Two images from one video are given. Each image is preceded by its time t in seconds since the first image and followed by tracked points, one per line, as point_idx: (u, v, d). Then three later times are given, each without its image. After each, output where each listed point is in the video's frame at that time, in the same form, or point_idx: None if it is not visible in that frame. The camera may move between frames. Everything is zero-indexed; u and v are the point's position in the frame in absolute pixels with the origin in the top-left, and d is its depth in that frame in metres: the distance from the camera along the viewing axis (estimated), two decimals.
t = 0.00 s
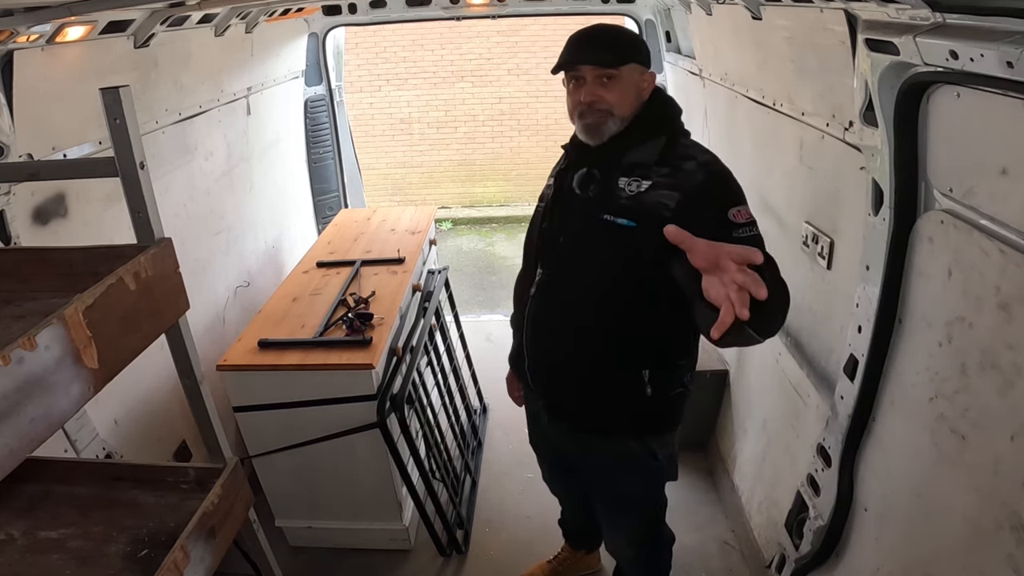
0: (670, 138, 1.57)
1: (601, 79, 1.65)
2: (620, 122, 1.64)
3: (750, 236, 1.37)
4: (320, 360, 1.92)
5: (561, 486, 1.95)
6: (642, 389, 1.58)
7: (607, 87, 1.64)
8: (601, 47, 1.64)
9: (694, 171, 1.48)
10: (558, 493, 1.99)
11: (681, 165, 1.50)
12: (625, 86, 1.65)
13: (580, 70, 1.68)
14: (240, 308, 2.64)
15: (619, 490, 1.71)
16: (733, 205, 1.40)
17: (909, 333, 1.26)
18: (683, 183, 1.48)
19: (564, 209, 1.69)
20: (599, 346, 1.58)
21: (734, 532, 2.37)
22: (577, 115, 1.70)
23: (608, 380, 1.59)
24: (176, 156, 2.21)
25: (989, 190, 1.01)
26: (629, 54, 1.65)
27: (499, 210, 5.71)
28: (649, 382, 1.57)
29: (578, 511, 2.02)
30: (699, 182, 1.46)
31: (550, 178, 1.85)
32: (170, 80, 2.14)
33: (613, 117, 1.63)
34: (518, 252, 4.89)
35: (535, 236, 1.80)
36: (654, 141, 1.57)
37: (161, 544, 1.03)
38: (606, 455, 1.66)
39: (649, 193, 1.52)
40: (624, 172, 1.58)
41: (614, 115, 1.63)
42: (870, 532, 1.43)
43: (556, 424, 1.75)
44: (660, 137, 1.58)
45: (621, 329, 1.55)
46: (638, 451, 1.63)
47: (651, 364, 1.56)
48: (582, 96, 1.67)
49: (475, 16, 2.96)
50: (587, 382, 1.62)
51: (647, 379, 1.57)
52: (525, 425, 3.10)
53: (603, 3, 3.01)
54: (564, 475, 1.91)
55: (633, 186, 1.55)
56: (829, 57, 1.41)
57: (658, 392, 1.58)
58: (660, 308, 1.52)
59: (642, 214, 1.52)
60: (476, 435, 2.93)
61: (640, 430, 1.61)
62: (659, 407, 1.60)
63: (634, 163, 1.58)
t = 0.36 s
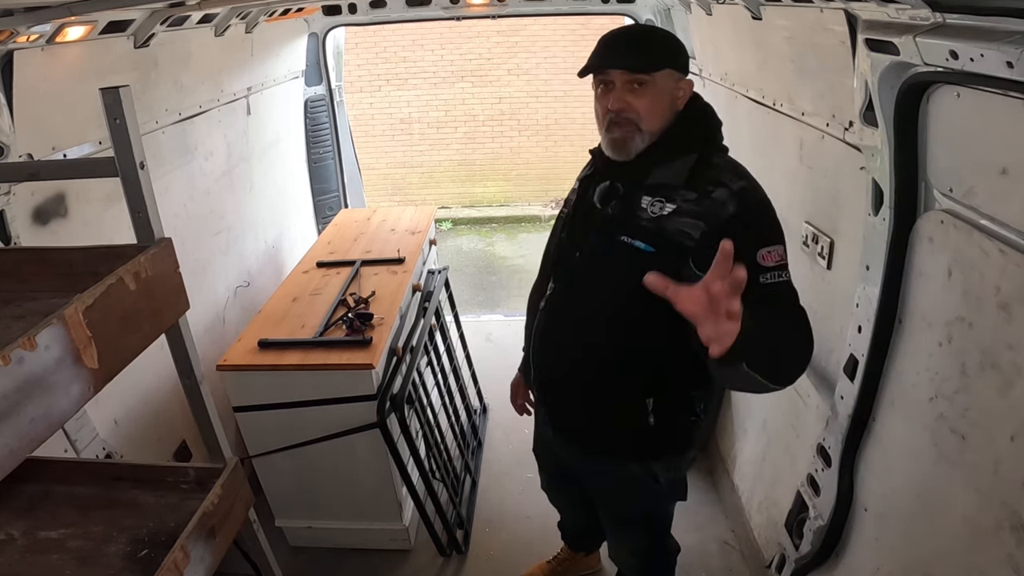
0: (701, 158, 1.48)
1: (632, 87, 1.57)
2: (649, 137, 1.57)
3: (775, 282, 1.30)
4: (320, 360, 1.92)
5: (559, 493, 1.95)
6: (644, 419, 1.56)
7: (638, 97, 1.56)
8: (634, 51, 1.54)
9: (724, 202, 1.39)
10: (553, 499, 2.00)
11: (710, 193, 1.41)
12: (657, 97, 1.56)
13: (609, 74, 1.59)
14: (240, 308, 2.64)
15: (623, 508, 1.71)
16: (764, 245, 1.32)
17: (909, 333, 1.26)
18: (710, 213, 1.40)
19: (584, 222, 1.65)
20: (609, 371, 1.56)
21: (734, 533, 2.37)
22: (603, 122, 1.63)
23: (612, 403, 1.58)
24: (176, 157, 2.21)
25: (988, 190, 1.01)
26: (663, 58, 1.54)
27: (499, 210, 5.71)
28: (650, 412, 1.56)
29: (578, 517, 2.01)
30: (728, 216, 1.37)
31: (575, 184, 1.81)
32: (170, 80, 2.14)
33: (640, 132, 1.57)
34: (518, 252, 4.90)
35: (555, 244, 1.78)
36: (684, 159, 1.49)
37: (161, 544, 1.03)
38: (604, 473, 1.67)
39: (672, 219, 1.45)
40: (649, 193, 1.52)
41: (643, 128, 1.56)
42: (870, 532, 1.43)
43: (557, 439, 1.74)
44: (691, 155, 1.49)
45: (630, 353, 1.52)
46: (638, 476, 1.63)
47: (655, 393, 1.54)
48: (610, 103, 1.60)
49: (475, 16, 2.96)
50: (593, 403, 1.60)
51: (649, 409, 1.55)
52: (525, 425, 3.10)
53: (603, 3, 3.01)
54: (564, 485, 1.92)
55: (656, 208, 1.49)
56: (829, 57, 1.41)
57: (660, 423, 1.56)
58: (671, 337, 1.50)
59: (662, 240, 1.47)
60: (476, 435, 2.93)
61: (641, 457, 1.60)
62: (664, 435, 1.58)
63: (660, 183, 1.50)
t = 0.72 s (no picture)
0: (713, 172, 1.35)
1: (621, 97, 1.44)
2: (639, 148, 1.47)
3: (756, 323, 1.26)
4: (320, 360, 1.92)
5: (564, 498, 1.93)
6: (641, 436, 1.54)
7: (628, 108, 1.44)
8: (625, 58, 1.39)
9: (723, 232, 1.29)
10: (553, 505, 1.97)
11: (711, 219, 1.30)
12: (648, 108, 1.42)
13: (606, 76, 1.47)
14: (240, 308, 2.64)
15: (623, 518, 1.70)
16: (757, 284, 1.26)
17: (910, 333, 1.26)
18: (707, 243, 1.29)
19: (593, 226, 1.56)
20: (608, 389, 1.51)
21: (734, 532, 2.37)
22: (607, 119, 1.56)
23: (608, 418, 1.55)
24: (176, 157, 2.21)
25: (988, 190, 1.01)
26: (656, 64, 1.37)
27: (499, 210, 5.72)
28: (651, 430, 1.53)
29: (574, 519, 1.98)
30: (725, 248, 1.28)
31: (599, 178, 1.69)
32: (170, 80, 2.14)
33: (628, 142, 1.48)
34: (518, 252, 4.90)
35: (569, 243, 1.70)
36: (694, 175, 1.36)
37: (161, 544, 1.03)
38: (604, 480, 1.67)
39: (669, 241, 1.34)
40: (653, 208, 1.39)
41: (633, 139, 1.47)
42: (870, 532, 1.43)
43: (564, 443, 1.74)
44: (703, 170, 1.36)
45: (628, 374, 1.47)
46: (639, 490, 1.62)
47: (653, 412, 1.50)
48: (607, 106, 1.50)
49: (475, 16, 2.96)
50: (593, 418, 1.57)
51: (650, 428, 1.53)
52: (525, 425, 3.10)
53: (603, 3, 3.01)
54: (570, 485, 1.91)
55: (658, 226, 1.37)
56: (829, 57, 1.41)
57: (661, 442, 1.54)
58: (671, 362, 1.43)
59: (657, 260, 1.36)
60: (476, 435, 2.93)
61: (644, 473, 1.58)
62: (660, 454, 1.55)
63: (665, 198, 1.38)
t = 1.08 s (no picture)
0: (705, 190, 1.31)
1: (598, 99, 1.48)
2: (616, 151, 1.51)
3: (728, 352, 1.24)
4: (320, 360, 1.92)
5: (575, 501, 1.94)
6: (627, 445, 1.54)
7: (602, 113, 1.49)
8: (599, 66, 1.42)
9: (700, 258, 1.26)
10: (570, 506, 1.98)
11: (690, 242, 1.27)
12: (611, 118, 1.45)
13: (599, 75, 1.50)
14: (240, 308, 2.64)
15: (614, 520, 1.72)
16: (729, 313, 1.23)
17: (909, 334, 1.26)
18: (683, 266, 1.27)
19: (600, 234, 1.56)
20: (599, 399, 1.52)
21: (734, 532, 2.37)
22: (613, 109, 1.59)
23: (598, 425, 1.56)
24: (176, 157, 2.21)
25: (988, 190, 1.01)
26: (614, 81, 1.38)
27: (499, 210, 5.72)
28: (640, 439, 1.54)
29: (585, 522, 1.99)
30: (700, 274, 1.25)
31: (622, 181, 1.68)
32: (170, 80, 2.14)
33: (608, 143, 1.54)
34: (518, 252, 4.90)
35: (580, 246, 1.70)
36: (686, 192, 1.33)
37: (161, 544, 1.03)
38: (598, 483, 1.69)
39: (647, 258, 1.33)
40: (645, 222, 1.36)
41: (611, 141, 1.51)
42: (870, 533, 1.43)
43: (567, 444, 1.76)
44: (695, 187, 1.33)
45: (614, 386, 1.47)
46: (628, 494, 1.62)
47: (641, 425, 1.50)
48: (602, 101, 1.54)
49: (475, 16, 2.96)
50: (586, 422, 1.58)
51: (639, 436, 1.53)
52: (525, 425, 3.10)
53: (603, 3, 3.01)
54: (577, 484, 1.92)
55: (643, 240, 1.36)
56: (829, 57, 1.41)
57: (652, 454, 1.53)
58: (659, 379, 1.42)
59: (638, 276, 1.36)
60: (476, 435, 2.93)
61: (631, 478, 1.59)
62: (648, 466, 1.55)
63: (652, 214, 1.36)
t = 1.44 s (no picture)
0: (697, 193, 1.34)
1: (596, 106, 1.47)
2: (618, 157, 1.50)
3: (696, 351, 1.29)
4: (320, 360, 1.92)
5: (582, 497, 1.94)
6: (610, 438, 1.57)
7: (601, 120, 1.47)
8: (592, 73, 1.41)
9: (683, 258, 1.29)
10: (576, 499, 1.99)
11: (675, 241, 1.29)
12: (613, 124, 1.43)
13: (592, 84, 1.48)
14: (240, 308, 2.64)
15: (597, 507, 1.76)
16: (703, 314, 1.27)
17: (909, 334, 1.26)
18: (665, 264, 1.30)
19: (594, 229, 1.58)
20: (578, 389, 1.54)
21: (734, 532, 2.37)
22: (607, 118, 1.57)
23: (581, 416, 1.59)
24: (176, 157, 2.21)
25: (988, 190, 1.01)
26: (614, 87, 1.36)
27: (499, 210, 5.72)
28: (615, 429, 1.57)
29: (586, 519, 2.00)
30: (681, 273, 1.28)
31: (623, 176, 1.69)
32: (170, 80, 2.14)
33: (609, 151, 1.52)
34: (518, 252, 4.90)
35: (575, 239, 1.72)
36: (677, 194, 1.35)
37: (161, 544, 1.03)
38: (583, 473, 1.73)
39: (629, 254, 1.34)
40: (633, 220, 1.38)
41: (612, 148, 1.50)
42: (870, 533, 1.44)
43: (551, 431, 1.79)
44: (687, 190, 1.35)
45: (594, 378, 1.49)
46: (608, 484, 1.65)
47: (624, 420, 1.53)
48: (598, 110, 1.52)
49: (475, 16, 2.95)
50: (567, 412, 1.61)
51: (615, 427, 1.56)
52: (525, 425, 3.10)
53: (603, 3, 3.01)
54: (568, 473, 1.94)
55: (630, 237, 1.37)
56: (829, 57, 1.41)
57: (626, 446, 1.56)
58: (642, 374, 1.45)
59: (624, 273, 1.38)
60: (476, 435, 2.93)
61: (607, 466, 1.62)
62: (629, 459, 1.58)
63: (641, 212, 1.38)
